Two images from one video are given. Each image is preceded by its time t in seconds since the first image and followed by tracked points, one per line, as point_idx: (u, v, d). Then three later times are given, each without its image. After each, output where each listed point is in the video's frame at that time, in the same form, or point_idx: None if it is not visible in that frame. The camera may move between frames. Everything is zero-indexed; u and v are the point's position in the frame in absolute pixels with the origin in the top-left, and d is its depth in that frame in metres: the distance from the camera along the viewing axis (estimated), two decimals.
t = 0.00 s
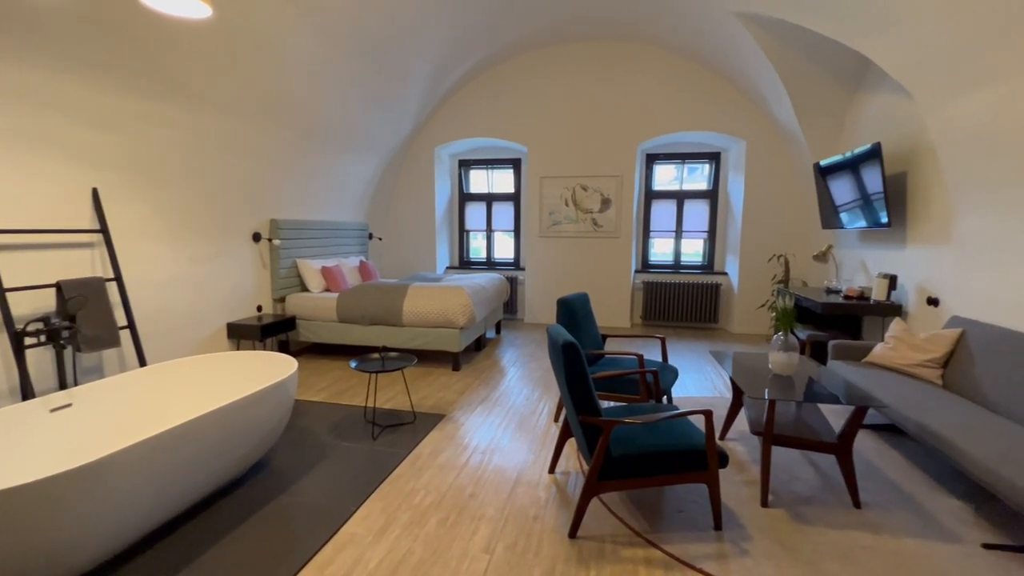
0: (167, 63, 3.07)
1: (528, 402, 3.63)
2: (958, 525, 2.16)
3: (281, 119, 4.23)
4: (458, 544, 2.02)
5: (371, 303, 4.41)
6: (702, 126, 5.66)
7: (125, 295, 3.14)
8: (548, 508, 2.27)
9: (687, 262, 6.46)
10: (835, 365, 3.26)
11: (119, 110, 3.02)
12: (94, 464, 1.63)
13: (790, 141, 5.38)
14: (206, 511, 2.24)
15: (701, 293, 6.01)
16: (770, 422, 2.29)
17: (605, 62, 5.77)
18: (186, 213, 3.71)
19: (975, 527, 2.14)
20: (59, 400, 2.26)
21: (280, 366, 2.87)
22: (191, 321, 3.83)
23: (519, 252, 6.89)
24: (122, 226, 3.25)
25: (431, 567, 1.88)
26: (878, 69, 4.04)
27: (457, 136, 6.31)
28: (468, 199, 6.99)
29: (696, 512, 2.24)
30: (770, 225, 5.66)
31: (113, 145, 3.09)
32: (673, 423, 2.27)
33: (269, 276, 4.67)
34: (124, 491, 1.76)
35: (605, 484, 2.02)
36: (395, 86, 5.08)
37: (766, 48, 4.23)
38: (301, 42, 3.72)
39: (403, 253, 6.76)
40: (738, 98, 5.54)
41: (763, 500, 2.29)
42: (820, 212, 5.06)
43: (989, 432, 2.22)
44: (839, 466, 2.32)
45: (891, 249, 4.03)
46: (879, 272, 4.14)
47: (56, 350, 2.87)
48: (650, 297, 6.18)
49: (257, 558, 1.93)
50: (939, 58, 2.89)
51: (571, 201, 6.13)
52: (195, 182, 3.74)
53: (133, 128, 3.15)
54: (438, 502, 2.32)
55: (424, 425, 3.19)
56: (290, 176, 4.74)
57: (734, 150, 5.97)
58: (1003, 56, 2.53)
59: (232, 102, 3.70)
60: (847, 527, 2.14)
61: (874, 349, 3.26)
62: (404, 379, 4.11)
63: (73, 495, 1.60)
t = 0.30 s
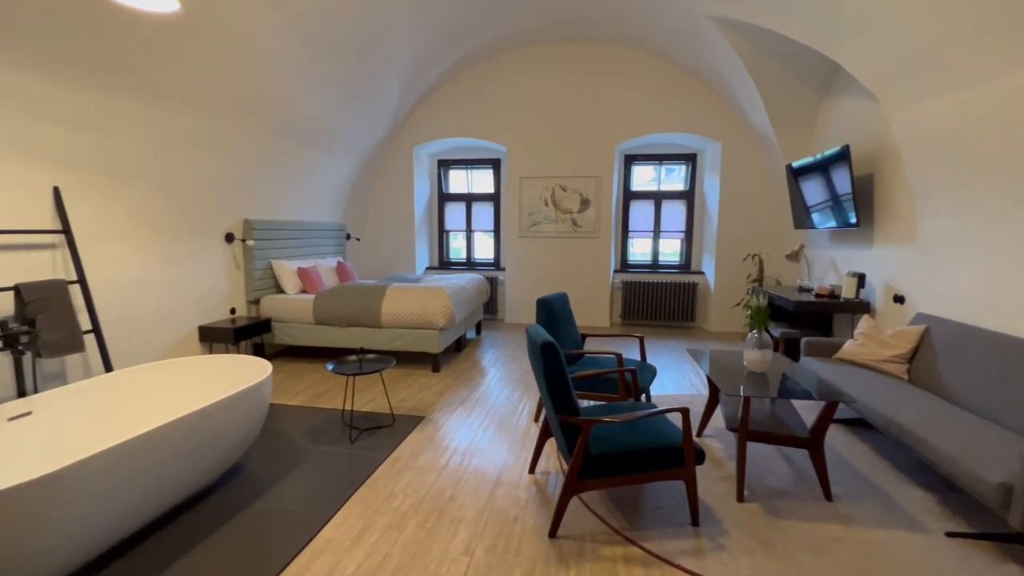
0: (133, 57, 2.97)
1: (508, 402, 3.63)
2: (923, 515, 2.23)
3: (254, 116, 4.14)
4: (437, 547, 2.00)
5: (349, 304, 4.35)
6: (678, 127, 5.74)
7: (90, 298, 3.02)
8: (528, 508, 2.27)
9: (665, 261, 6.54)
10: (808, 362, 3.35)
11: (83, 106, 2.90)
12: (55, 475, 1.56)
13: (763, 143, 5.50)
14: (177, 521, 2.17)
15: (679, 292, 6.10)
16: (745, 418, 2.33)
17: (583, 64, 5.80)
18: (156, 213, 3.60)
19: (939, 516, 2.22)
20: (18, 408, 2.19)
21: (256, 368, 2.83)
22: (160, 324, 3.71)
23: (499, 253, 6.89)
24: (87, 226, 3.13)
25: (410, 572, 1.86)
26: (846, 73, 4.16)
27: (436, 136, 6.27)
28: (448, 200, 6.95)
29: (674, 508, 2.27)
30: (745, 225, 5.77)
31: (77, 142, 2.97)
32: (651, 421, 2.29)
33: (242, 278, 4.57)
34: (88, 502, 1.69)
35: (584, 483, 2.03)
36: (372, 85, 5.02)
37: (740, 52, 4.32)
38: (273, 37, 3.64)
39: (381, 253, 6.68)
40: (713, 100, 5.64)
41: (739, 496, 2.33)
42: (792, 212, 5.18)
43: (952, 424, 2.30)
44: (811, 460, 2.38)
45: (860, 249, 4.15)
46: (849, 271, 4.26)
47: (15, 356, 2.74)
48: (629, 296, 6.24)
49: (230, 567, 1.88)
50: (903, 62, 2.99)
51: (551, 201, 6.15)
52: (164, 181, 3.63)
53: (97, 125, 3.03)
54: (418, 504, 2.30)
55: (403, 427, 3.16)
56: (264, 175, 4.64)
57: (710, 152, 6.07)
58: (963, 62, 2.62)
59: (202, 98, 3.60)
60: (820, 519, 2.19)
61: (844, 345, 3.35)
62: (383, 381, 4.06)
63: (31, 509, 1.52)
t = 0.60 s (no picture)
0: (96, 50, 2.86)
1: (488, 402, 3.62)
2: (890, 506, 2.30)
3: (225, 113, 4.03)
4: (416, 551, 1.98)
5: (325, 305, 4.27)
6: (655, 129, 5.81)
7: (50, 301, 2.90)
8: (508, 509, 2.27)
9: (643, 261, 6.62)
10: (781, 359, 3.42)
11: (40, 100, 2.78)
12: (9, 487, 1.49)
13: (737, 145, 5.62)
14: (144, 531, 2.10)
15: (656, 291, 6.18)
16: (721, 415, 2.37)
17: (560, 64, 5.83)
18: (122, 212, 3.48)
19: (905, 507, 2.30)
20: None
21: (227, 373, 2.75)
22: (127, 328, 3.59)
23: (478, 253, 6.86)
24: (47, 226, 3.00)
25: None
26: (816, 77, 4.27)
27: (413, 135, 6.21)
28: (426, 200, 6.90)
29: (652, 506, 2.29)
30: (720, 226, 5.88)
31: (35, 139, 2.85)
32: (629, 420, 2.31)
33: (214, 280, 4.45)
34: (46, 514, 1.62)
35: (563, 483, 2.04)
36: (348, 82, 4.95)
37: (714, 55, 4.39)
38: (244, 31, 3.55)
39: (359, 254, 6.60)
40: (688, 102, 5.73)
41: (715, 491, 2.37)
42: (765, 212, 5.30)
43: (917, 418, 2.38)
44: (784, 455, 2.43)
45: (829, 248, 4.27)
46: (819, 270, 4.38)
47: None
48: (607, 296, 6.30)
49: None
50: (869, 67, 3.08)
51: (530, 202, 6.16)
52: (131, 180, 3.51)
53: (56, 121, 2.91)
54: (396, 508, 2.27)
55: (381, 430, 3.12)
56: (236, 174, 4.53)
57: (686, 153, 6.16)
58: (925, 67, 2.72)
59: (170, 93, 3.49)
60: (792, 512, 2.25)
61: (815, 342, 3.43)
62: (360, 383, 4.00)
63: None
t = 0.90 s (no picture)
0: (51, 41, 2.75)
1: (467, 403, 3.59)
2: (858, 498, 2.37)
3: (193, 109, 3.91)
4: (393, 556, 1.95)
5: (299, 307, 4.19)
6: (631, 129, 5.87)
7: (4, 306, 2.76)
8: (486, 510, 2.25)
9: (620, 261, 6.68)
10: (754, 355, 3.49)
11: None
12: None
13: (711, 146, 5.72)
14: (106, 543, 2.02)
15: (633, 291, 6.24)
16: (696, 412, 2.41)
17: (537, 64, 5.84)
18: (83, 210, 3.35)
19: (873, 498, 2.37)
20: None
21: (196, 376, 2.66)
22: (90, 332, 3.44)
23: (457, 253, 6.83)
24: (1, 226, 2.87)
25: None
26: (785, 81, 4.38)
27: (390, 134, 6.14)
28: (404, 199, 6.82)
29: (630, 503, 2.31)
30: (695, 225, 5.97)
31: None
32: (606, 419, 2.32)
33: (183, 282, 4.31)
34: None
35: (541, 483, 2.04)
36: (322, 79, 4.86)
37: (688, 57, 4.46)
38: (211, 24, 3.45)
39: (334, 255, 6.49)
40: (663, 104, 5.81)
41: (691, 488, 2.40)
42: (738, 212, 5.41)
43: (883, 411, 2.45)
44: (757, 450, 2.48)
45: (800, 247, 4.38)
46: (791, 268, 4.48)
47: None
48: (585, 296, 6.33)
49: None
50: (836, 70, 3.17)
51: (508, 202, 6.15)
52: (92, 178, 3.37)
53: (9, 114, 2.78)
54: (372, 513, 2.23)
55: (357, 433, 3.07)
56: (205, 173, 4.40)
57: (661, 154, 6.25)
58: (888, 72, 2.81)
59: (133, 87, 3.37)
60: (765, 506, 2.29)
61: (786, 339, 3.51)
62: (336, 387, 3.93)
63: None
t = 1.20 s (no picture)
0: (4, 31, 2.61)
1: (445, 405, 3.56)
2: (828, 491, 2.43)
3: (159, 105, 3.78)
4: (368, 562, 1.91)
5: (272, 309, 4.08)
6: (608, 130, 5.92)
7: None
8: (463, 513, 2.23)
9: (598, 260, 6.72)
10: (727, 353, 3.55)
11: None
12: None
13: (686, 147, 5.81)
14: (65, 558, 1.92)
15: (611, 290, 6.29)
16: (671, 410, 2.43)
17: (514, 64, 5.84)
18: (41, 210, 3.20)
19: (842, 491, 2.43)
20: None
21: (162, 383, 2.55)
22: (49, 337, 3.29)
23: (434, 253, 6.77)
24: None
25: None
26: (756, 84, 4.47)
27: (365, 133, 6.05)
28: (380, 199, 6.74)
29: (607, 502, 2.32)
30: (670, 225, 6.05)
31: None
32: (583, 418, 2.33)
33: (149, 286, 4.18)
34: None
35: (519, 484, 2.03)
36: (295, 76, 4.76)
37: (663, 58, 4.52)
38: (177, 17, 3.35)
39: (309, 255, 6.36)
40: (639, 105, 5.87)
41: (667, 485, 2.43)
42: (712, 212, 5.50)
43: (851, 406, 2.52)
44: (731, 446, 2.52)
45: (771, 247, 4.48)
46: (762, 267, 4.58)
47: None
48: (563, 295, 6.35)
49: None
50: (805, 74, 3.24)
51: (485, 201, 6.13)
52: (50, 176, 3.22)
53: None
54: (347, 518, 2.19)
55: (332, 438, 3.01)
56: (171, 171, 4.25)
57: (637, 154, 6.31)
58: (855, 76, 2.89)
59: (94, 82, 3.24)
60: (739, 501, 2.33)
61: (758, 337, 3.58)
62: (311, 390, 3.85)
63: None
